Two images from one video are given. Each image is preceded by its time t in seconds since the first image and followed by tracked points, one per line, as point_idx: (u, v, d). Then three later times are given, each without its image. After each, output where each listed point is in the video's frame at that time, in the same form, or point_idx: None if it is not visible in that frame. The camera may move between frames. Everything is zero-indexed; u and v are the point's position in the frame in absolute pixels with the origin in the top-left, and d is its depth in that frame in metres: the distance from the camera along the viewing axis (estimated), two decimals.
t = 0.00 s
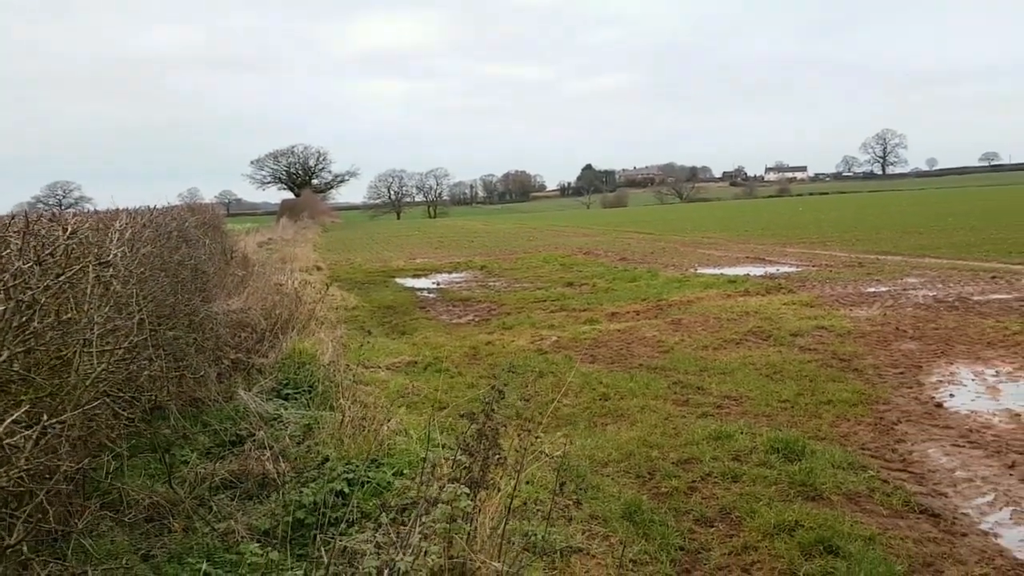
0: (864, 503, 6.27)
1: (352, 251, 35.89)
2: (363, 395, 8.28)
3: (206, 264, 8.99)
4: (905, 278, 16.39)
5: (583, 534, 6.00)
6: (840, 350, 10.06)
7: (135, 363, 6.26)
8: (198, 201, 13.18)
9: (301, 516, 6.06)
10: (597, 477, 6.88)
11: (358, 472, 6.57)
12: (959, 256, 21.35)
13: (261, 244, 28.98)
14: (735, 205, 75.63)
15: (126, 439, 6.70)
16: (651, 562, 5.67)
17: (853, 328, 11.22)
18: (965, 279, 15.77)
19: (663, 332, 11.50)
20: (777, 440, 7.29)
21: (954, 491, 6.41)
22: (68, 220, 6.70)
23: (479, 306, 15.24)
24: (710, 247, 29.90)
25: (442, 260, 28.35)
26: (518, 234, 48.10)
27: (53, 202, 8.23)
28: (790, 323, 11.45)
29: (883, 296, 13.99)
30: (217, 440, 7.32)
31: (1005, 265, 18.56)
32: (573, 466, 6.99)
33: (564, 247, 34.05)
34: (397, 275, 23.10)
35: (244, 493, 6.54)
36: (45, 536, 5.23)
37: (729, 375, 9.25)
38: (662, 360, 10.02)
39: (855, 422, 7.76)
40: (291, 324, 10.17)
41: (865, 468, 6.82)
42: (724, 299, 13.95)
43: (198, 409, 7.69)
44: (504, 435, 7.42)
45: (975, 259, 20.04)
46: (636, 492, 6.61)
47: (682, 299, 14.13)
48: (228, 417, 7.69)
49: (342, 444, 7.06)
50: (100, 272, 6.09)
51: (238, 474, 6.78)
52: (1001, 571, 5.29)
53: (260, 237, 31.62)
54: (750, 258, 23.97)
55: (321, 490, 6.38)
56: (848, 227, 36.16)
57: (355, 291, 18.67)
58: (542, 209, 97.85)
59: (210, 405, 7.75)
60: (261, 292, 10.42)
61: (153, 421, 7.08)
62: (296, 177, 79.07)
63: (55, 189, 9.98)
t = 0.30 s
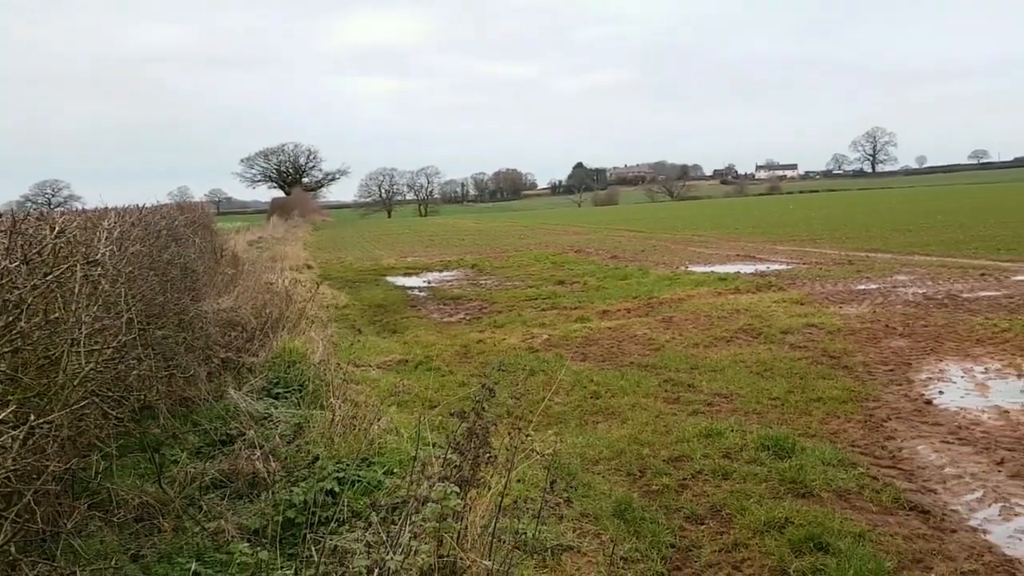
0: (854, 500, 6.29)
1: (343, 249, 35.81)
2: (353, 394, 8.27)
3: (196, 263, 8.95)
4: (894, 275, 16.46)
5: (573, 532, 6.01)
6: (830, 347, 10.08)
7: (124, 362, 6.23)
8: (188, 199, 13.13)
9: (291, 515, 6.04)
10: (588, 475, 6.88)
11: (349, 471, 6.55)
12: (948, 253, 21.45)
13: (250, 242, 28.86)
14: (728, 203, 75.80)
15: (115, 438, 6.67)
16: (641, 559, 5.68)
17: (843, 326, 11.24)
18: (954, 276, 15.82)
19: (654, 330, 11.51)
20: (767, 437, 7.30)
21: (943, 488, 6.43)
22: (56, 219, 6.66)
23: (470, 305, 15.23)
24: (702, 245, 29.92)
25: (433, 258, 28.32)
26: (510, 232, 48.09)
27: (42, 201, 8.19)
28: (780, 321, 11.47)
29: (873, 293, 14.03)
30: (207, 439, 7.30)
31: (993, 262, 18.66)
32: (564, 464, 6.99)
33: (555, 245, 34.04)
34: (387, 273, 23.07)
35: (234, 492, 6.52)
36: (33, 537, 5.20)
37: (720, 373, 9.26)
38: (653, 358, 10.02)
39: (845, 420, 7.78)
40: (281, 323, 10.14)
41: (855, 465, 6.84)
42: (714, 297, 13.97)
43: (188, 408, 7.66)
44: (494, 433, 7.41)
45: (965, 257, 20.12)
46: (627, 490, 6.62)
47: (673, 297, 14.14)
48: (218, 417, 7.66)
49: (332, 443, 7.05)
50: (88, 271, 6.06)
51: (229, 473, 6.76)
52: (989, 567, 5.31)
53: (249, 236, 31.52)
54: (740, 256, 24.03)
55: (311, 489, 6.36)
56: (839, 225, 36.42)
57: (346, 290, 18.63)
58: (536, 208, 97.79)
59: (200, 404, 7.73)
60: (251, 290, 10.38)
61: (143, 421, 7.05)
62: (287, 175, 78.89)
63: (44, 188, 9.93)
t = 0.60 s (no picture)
0: (837, 498, 6.31)
1: (329, 249, 35.73)
2: (338, 394, 8.24)
3: (179, 263, 8.89)
4: (878, 275, 16.55)
5: (558, 532, 6.01)
6: (814, 347, 10.13)
7: (106, 363, 6.18)
8: (171, 199, 13.04)
9: (276, 516, 6.00)
10: (573, 475, 6.88)
11: (334, 472, 6.52)
12: (931, 252, 21.61)
13: (235, 242, 28.73)
14: (717, 203, 76.04)
15: (97, 440, 6.61)
16: (626, 559, 5.68)
17: (827, 325, 11.30)
18: (938, 276, 15.93)
19: (640, 329, 11.52)
20: (752, 436, 7.32)
21: (926, 486, 6.47)
22: (36, 219, 6.59)
23: (456, 304, 15.22)
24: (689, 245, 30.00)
25: (419, 258, 28.27)
26: (498, 232, 48.12)
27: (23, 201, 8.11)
28: (765, 321, 11.51)
29: (857, 293, 14.10)
30: (191, 440, 7.25)
31: (976, 261, 18.82)
32: (549, 464, 6.98)
33: (541, 244, 34.09)
34: (373, 273, 23.00)
35: (218, 494, 6.47)
36: (13, 539, 5.15)
37: (705, 372, 9.29)
38: (638, 358, 10.04)
39: (829, 419, 7.81)
40: (265, 324, 10.08)
41: (839, 464, 6.87)
42: (699, 296, 14.01)
43: (171, 409, 7.61)
44: (479, 433, 7.41)
45: (947, 256, 20.28)
46: (612, 490, 6.62)
47: (658, 297, 14.18)
48: (202, 418, 7.61)
49: (317, 444, 7.01)
50: (70, 271, 6.00)
51: (212, 475, 6.71)
52: (972, 565, 5.34)
53: (234, 235, 31.39)
54: (726, 256, 24.12)
55: (296, 490, 6.32)
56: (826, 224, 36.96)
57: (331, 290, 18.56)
58: (526, 208, 97.84)
59: (184, 405, 7.68)
60: (236, 289, 10.33)
61: (125, 422, 6.99)
62: (272, 175, 78.60)
63: (26, 187, 9.83)
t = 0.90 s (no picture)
0: (821, 498, 6.34)
1: (314, 250, 35.66)
2: (324, 396, 8.22)
3: (163, 264, 8.82)
4: (862, 276, 16.65)
5: (544, 532, 6.01)
6: (799, 347, 10.18)
7: (89, 364, 6.13)
8: (155, 199, 12.95)
9: (260, 518, 5.96)
10: (559, 475, 6.88)
11: (318, 474, 6.49)
12: (915, 253, 21.76)
13: (220, 243, 28.63)
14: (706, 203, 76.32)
15: (79, 442, 6.56)
16: (612, 559, 5.68)
17: (811, 325, 11.35)
18: (921, 277, 16.06)
19: (626, 330, 11.54)
20: (737, 436, 7.34)
21: (909, 486, 6.51)
22: (17, 219, 6.52)
23: (442, 305, 15.20)
24: (676, 245, 30.11)
25: (405, 259, 28.23)
26: (487, 232, 48.17)
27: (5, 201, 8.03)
28: (750, 321, 11.55)
29: (841, 293, 14.18)
30: (174, 441, 7.20)
31: (959, 262, 18.97)
32: (535, 465, 6.98)
33: (528, 245, 34.09)
34: (359, 274, 22.94)
35: (202, 495, 6.42)
36: None
37: (690, 372, 9.32)
38: (624, 358, 10.05)
39: (813, 419, 7.85)
40: (249, 324, 10.02)
41: (823, 463, 6.90)
42: (685, 297, 14.04)
43: (154, 410, 7.56)
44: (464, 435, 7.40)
45: (930, 257, 20.45)
46: (598, 490, 6.62)
47: (644, 297, 14.20)
48: (186, 419, 7.56)
49: (302, 445, 6.98)
50: (51, 272, 5.94)
51: (196, 476, 6.66)
52: (954, 564, 5.37)
53: (218, 235, 31.23)
54: (712, 256, 24.23)
55: (280, 492, 6.28)
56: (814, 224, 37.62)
57: (316, 290, 18.49)
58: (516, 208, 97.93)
59: (167, 406, 7.63)
60: (220, 290, 10.27)
61: (108, 424, 6.94)
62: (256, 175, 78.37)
63: (8, 187, 9.73)
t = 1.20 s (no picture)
0: (801, 497, 6.38)
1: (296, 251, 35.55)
2: (305, 397, 8.18)
3: (143, 265, 8.74)
4: (842, 277, 16.78)
5: (526, 533, 6.01)
6: (779, 348, 10.24)
7: (67, 366, 6.05)
8: (134, 201, 12.83)
9: (240, 521, 5.91)
10: (541, 476, 6.88)
11: (299, 475, 6.45)
12: (894, 254, 21.97)
13: (200, 244, 28.46)
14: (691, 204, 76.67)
15: (57, 444, 6.49)
16: (593, 560, 5.68)
17: (792, 326, 11.42)
18: (900, 277, 16.23)
19: (608, 331, 11.57)
20: (718, 436, 7.37)
21: (888, 485, 6.56)
22: None
23: (425, 306, 15.18)
24: (658, 246, 30.24)
25: (387, 260, 28.17)
26: (472, 233, 48.23)
27: None
28: (731, 322, 11.61)
29: (822, 294, 14.29)
30: (154, 444, 7.14)
31: (937, 263, 19.20)
32: (517, 466, 6.98)
33: (511, 246, 34.10)
34: (340, 275, 22.87)
35: (181, 498, 6.36)
36: None
37: (672, 373, 9.35)
38: (606, 359, 10.07)
39: (793, 418, 7.90)
40: (230, 326, 9.95)
41: (803, 463, 6.94)
42: (666, 298, 14.09)
43: (134, 412, 7.49)
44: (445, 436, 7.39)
45: (908, 258, 20.69)
46: (580, 491, 6.62)
47: (626, 298, 14.25)
48: (166, 421, 7.50)
49: (282, 447, 6.94)
50: (28, 273, 5.87)
51: (176, 479, 6.60)
52: (933, 562, 5.41)
53: (199, 236, 31.08)
54: (694, 257, 24.33)
55: (261, 494, 6.24)
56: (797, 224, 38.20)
57: (298, 291, 18.41)
58: (503, 209, 98.04)
59: (147, 408, 7.57)
60: (200, 291, 10.20)
61: (87, 426, 6.87)
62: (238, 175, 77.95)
63: None
